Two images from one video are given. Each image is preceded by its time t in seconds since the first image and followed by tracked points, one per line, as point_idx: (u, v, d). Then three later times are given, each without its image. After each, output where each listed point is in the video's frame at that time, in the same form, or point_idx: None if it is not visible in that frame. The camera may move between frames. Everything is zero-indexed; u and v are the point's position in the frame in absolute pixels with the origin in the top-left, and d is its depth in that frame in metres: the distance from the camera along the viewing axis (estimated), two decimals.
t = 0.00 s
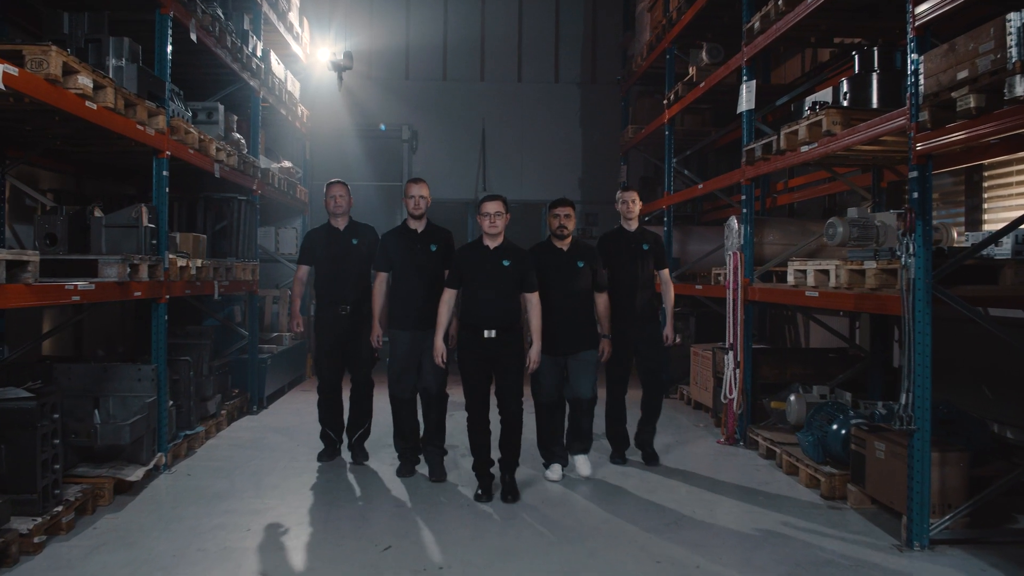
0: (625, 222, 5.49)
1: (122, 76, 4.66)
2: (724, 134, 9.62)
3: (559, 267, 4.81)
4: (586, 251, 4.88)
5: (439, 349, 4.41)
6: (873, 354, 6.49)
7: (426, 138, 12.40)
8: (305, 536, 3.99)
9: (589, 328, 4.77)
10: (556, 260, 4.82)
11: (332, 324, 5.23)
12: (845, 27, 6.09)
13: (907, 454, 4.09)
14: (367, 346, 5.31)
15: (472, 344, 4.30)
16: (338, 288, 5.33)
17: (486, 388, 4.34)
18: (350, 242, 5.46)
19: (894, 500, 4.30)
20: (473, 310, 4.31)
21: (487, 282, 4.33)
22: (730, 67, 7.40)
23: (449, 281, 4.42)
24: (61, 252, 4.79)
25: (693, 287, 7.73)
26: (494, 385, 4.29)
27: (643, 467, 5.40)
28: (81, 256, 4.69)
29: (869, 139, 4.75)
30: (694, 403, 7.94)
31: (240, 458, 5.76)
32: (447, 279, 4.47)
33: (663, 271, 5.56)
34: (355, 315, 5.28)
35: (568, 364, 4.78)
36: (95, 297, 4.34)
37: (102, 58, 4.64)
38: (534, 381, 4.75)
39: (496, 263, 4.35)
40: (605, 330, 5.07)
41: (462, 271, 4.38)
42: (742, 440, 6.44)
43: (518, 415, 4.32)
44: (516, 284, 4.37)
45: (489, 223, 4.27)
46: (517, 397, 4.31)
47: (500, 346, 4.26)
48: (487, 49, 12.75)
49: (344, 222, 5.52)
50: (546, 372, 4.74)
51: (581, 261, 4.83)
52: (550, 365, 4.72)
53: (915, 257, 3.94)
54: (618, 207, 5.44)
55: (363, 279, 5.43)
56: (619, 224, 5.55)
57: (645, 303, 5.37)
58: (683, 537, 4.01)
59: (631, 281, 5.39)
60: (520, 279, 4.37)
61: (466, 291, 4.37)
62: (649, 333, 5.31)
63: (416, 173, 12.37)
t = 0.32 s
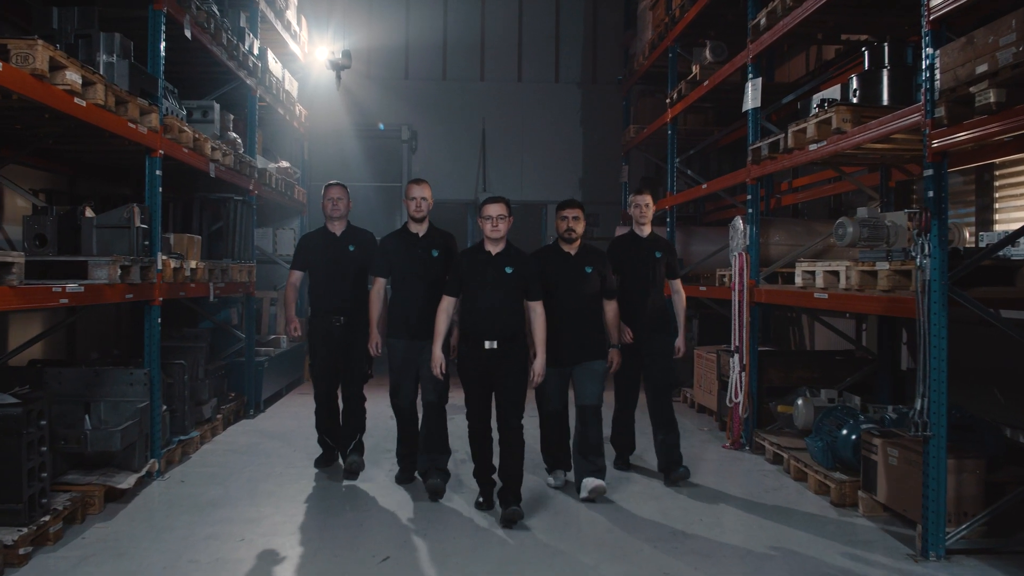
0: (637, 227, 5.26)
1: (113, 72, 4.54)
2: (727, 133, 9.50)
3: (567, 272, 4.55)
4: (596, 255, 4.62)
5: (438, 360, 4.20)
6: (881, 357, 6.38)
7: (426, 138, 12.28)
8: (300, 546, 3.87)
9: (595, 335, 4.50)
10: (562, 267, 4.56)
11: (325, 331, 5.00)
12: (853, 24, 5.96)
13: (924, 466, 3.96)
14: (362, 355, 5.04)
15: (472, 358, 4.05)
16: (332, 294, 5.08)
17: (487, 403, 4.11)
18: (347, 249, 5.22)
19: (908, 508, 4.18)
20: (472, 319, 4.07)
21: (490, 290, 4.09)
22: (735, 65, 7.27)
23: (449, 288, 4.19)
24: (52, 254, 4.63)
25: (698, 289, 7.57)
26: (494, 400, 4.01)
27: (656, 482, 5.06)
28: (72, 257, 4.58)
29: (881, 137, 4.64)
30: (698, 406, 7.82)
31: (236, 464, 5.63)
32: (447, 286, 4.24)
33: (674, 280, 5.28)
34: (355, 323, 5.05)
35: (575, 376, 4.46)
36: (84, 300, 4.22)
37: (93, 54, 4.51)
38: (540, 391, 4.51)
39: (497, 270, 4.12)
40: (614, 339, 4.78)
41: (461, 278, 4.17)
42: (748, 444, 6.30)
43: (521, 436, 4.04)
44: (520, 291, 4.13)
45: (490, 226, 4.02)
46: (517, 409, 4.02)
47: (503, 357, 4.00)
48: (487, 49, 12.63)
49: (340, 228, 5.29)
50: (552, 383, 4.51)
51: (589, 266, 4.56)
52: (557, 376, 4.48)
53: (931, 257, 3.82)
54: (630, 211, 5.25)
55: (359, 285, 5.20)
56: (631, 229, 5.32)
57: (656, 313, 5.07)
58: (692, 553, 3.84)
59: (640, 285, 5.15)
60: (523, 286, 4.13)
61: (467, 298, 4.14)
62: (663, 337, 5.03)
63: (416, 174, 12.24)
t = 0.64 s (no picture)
0: (653, 227, 5.02)
1: (103, 66, 4.41)
2: (728, 132, 9.35)
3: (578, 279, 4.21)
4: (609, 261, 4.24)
5: (440, 373, 3.87)
6: (888, 358, 6.26)
7: (424, 137, 12.15)
8: (294, 555, 3.75)
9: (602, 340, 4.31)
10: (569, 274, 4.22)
11: (319, 336, 4.73)
12: (861, 18, 5.84)
13: (938, 470, 3.85)
14: (366, 359, 4.85)
15: (472, 366, 3.79)
16: (329, 297, 4.85)
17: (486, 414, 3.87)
18: (347, 251, 5.02)
19: (921, 516, 4.07)
20: (472, 325, 3.80)
21: (495, 295, 3.79)
22: (739, 61, 7.15)
23: (449, 294, 3.86)
24: (40, 254, 4.52)
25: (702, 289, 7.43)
26: (494, 412, 3.73)
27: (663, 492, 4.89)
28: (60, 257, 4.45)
29: (892, 133, 4.51)
30: (701, 407, 7.70)
31: (230, 468, 5.49)
32: (448, 293, 3.91)
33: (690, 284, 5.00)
34: (355, 329, 4.81)
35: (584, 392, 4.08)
36: (72, 301, 4.09)
37: (81, 48, 4.40)
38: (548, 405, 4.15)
39: (502, 275, 3.82)
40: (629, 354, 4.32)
41: (464, 283, 3.85)
42: (753, 447, 6.19)
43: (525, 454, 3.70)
44: (524, 296, 3.82)
45: (494, 227, 3.75)
46: (518, 422, 3.73)
47: (506, 368, 3.75)
48: (486, 46, 12.50)
49: (341, 229, 5.08)
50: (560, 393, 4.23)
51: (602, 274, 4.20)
52: (564, 387, 4.19)
53: (946, 257, 3.70)
54: (646, 211, 4.99)
55: (359, 288, 4.98)
56: (648, 229, 5.07)
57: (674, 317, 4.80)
58: (698, 566, 3.69)
59: (654, 288, 4.85)
60: (528, 292, 3.83)
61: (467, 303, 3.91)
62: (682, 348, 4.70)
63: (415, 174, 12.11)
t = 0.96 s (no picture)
0: (666, 217, 4.89)
1: (92, 61, 4.28)
2: (731, 131, 9.24)
3: (590, 276, 4.02)
4: (622, 259, 4.06)
5: (444, 377, 3.71)
6: (896, 361, 6.15)
7: (423, 136, 12.03)
8: (289, 567, 3.64)
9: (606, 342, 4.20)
10: (580, 272, 4.02)
11: (314, 334, 4.61)
12: (869, 14, 5.72)
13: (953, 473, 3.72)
14: (359, 364, 4.57)
15: (474, 367, 3.64)
16: (326, 295, 4.70)
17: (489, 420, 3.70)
18: (345, 245, 4.87)
19: (935, 524, 3.96)
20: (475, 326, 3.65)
21: (500, 293, 3.66)
22: (743, 59, 7.05)
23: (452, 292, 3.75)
24: (29, 254, 4.33)
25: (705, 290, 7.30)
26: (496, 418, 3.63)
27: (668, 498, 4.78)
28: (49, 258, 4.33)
29: (904, 131, 4.40)
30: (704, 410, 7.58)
31: (225, 474, 5.37)
32: (450, 291, 3.79)
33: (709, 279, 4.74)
34: (351, 329, 4.64)
35: (594, 394, 3.93)
36: (60, 303, 3.96)
37: (70, 42, 4.26)
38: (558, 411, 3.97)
39: (506, 270, 3.68)
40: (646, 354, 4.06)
41: (467, 281, 3.72)
42: (758, 452, 6.08)
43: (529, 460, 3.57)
44: (530, 295, 3.69)
45: (497, 218, 3.62)
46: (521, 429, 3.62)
47: (510, 370, 3.59)
48: (485, 45, 12.39)
49: (341, 220, 4.94)
50: (569, 399, 3.97)
51: (615, 271, 4.02)
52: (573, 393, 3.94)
53: (962, 258, 3.59)
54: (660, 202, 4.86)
55: (357, 286, 4.82)
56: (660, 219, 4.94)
57: (690, 319, 4.56)
58: None
59: (661, 287, 4.70)
60: (535, 289, 3.68)
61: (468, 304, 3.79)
62: (692, 348, 4.51)
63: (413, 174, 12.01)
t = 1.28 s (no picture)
0: (676, 216, 4.51)
1: (82, 58, 4.17)
2: (734, 131, 9.07)
3: (599, 275, 3.80)
4: (634, 251, 3.85)
5: (438, 378, 3.55)
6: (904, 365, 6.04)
7: (423, 136, 11.92)
8: None
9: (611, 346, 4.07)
10: (588, 270, 3.78)
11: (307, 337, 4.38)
12: (878, 10, 5.60)
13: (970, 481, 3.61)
14: (354, 369, 4.40)
15: (477, 374, 3.43)
16: (319, 295, 4.48)
17: (491, 428, 3.50)
18: (342, 241, 4.64)
19: (950, 534, 3.84)
20: (476, 329, 3.45)
21: (502, 292, 3.48)
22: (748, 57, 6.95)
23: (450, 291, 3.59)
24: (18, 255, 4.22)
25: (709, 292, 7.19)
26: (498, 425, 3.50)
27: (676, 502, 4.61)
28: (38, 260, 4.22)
29: (917, 129, 4.28)
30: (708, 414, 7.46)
31: (220, 480, 5.25)
32: (449, 288, 3.65)
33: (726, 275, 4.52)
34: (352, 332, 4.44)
35: (600, 398, 3.79)
36: (48, 306, 3.83)
37: (60, 39, 4.17)
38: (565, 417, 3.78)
39: (509, 267, 3.50)
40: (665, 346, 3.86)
41: (466, 280, 3.56)
42: (764, 457, 5.94)
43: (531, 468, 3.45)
44: (534, 294, 3.51)
45: (500, 211, 3.46)
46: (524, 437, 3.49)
47: (515, 374, 3.41)
48: (485, 45, 12.28)
49: (338, 216, 4.73)
50: (575, 403, 3.77)
51: (626, 262, 3.80)
52: (579, 396, 3.74)
53: (979, 259, 3.47)
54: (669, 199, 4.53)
55: (354, 285, 4.58)
56: (670, 218, 4.57)
57: (702, 321, 4.33)
58: None
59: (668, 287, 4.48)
60: (539, 286, 3.52)
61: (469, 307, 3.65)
62: (705, 350, 4.29)
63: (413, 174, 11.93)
